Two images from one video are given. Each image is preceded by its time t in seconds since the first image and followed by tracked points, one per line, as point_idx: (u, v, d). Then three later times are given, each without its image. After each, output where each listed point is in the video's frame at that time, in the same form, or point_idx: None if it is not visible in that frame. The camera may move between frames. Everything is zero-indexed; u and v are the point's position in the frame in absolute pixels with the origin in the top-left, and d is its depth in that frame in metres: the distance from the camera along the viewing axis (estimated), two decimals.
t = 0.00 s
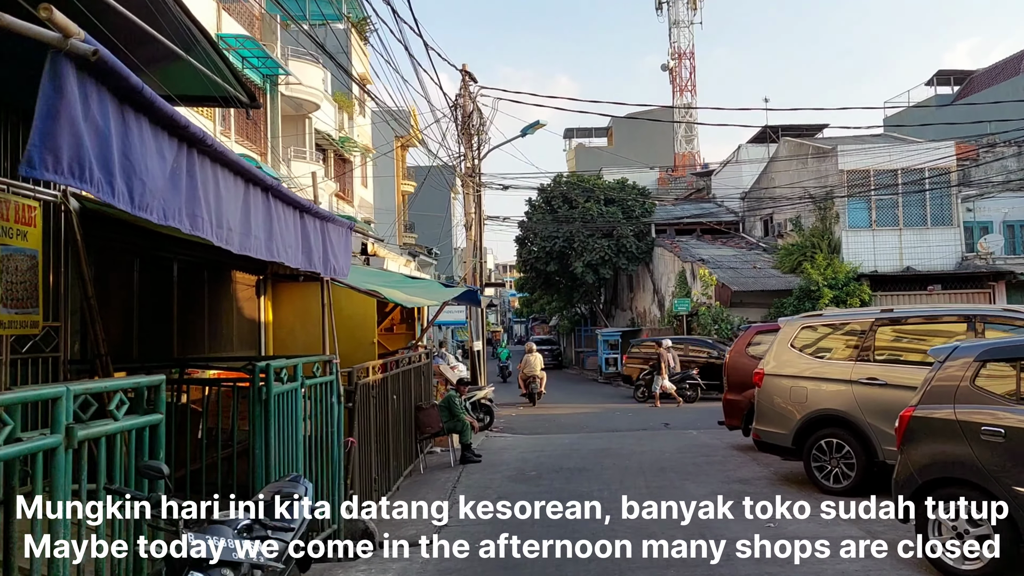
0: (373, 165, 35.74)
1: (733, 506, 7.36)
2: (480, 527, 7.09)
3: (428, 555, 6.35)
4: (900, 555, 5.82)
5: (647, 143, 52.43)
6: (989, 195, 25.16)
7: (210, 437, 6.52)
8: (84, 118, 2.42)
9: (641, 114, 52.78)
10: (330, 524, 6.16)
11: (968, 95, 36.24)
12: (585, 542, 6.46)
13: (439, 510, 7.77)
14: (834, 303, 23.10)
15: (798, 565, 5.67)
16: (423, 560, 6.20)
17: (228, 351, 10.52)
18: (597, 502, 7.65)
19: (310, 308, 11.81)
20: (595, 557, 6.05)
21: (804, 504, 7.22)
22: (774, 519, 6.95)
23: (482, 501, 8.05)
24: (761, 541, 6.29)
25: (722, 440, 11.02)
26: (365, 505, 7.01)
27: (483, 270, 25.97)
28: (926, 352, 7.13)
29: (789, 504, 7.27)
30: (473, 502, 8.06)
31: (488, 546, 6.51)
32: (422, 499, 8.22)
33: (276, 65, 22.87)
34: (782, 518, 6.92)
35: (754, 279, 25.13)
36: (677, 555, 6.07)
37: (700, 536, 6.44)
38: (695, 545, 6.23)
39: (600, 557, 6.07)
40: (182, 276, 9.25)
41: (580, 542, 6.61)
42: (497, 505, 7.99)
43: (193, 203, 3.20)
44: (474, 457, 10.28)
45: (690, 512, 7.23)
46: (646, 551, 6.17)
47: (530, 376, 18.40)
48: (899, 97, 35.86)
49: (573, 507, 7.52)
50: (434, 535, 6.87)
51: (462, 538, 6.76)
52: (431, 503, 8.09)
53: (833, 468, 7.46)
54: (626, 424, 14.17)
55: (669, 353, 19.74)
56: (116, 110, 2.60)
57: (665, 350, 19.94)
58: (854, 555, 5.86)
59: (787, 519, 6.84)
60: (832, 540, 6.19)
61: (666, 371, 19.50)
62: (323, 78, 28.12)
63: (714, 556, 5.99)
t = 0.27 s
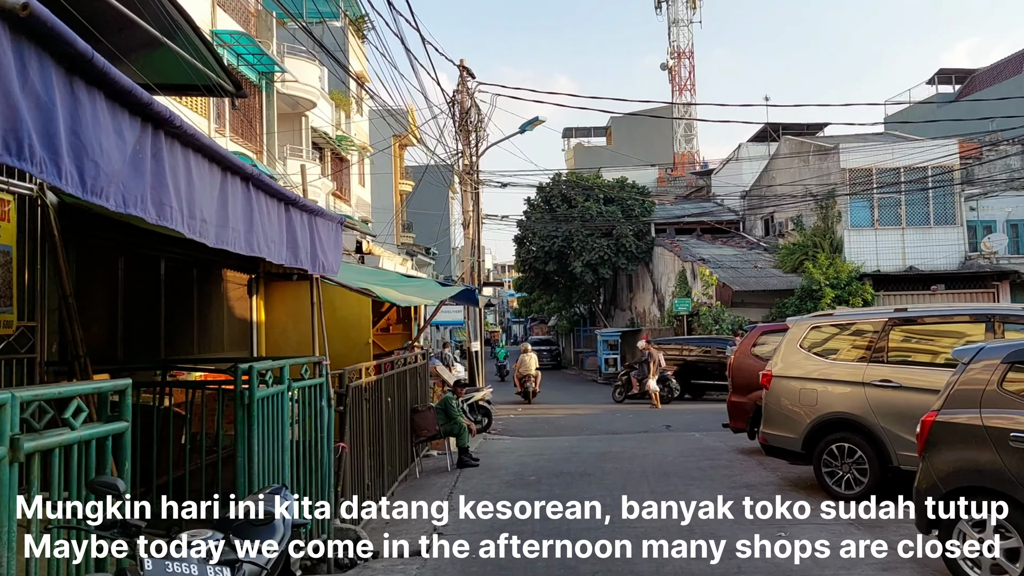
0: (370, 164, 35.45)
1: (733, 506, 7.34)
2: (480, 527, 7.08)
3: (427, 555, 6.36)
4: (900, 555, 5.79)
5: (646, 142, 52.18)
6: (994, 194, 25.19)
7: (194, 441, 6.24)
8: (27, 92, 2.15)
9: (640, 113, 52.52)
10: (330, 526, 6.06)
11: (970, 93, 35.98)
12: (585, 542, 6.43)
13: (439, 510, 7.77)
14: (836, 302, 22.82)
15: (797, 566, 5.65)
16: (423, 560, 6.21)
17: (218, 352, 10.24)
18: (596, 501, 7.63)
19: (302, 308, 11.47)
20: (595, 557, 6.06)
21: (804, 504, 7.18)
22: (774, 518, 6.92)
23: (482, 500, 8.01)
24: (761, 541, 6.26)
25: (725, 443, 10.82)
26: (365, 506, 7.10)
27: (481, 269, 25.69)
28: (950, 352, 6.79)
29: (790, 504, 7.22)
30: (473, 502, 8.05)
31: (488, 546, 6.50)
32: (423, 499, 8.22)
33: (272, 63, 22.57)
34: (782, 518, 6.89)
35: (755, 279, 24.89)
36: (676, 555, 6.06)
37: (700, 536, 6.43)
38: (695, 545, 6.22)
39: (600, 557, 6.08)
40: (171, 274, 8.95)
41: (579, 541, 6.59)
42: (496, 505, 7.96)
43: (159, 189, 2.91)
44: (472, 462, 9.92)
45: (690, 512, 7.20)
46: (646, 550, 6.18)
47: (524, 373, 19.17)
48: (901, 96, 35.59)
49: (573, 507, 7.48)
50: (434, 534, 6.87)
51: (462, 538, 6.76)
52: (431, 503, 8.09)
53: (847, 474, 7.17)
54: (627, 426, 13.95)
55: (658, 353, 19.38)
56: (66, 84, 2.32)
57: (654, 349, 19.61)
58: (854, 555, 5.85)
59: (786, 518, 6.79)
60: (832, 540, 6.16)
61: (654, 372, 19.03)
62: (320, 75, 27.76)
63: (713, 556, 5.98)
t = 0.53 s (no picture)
0: (368, 163, 35.14)
1: (733, 506, 7.31)
2: (479, 527, 7.05)
3: (427, 555, 6.35)
4: (900, 555, 5.75)
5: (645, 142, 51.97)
6: (998, 194, 25.01)
7: (178, 448, 5.98)
8: None
9: (639, 112, 52.31)
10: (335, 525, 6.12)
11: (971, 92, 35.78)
12: (585, 542, 6.39)
13: (439, 510, 7.73)
14: (839, 302, 22.57)
15: (798, 565, 5.60)
16: (421, 559, 6.21)
17: (209, 353, 9.97)
18: (597, 502, 7.60)
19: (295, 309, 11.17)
20: (595, 557, 6.00)
21: (804, 504, 7.16)
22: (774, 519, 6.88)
23: (483, 501, 7.98)
24: (762, 541, 6.21)
25: (728, 445, 10.64)
26: (366, 504, 7.20)
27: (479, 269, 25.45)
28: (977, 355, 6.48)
29: (790, 504, 7.20)
30: (473, 502, 8.02)
31: (488, 546, 6.48)
32: (423, 498, 8.21)
33: (269, 60, 22.24)
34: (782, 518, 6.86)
35: (756, 279, 24.69)
36: (677, 555, 6.02)
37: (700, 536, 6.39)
38: (695, 545, 6.17)
39: (600, 557, 6.01)
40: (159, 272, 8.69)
41: (578, 542, 6.54)
42: (496, 505, 7.95)
43: (119, 177, 2.65)
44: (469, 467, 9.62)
45: (690, 512, 7.18)
46: (646, 550, 6.13)
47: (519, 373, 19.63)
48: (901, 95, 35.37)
49: (573, 507, 7.48)
50: (434, 535, 6.86)
51: (462, 538, 6.75)
52: (432, 503, 8.10)
53: (860, 480, 6.90)
54: (628, 428, 13.75)
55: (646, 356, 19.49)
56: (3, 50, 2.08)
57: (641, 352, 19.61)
58: (855, 555, 5.80)
59: (787, 519, 6.73)
60: (832, 540, 6.11)
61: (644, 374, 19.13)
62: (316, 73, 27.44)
63: (714, 556, 5.94)
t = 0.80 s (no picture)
0: (365, 162, 34.82)
1: (733, 506, 7.22)
2: (479, 527, 6.96)
3: (426, 555, 6.27)
4: (901, 555, 5.62)
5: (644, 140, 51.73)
6: (1000, 192, 24.68)
7: (159, 452, 5.69)
8: None
9: (638, 111, 52.07)
10: (334, 528, 6.08)
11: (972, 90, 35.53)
12: (586, 542, 6.30)
13: (439, 510, 7.68)
14: (842, 302, 22.37)
15: (798, 565, 5.49)
16: (420, 559, 6.10)
17: (198, 353, 9.68)
18: (597, 502, 7.50)
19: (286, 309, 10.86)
20: (595, 557, 5.92)
21: (804, 504, 7.08)
22: (774, 519, 6.80)
23: (483, 500, 7.93)
24: (761, 541, 6.10)
25: (732, 447, 10.42)
26: (366, 504, 7.19)
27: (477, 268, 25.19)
28: (1004, 356, 6.11)
29: (790, 504, 7.12)
30: (473, 502, 7.94)
31: (488, 546, 6.40)
32: (423, 499, 8.15)
33: (263, 56, 21.91)
34: (782, 518, 6.79)
35: (757, 278, 24.46)
36: (676, 555, 5.92)
37: (700, 535, 6.28)
38: (694, 545, 6.07)
39: (600, 557, 5.94)
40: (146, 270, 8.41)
41: (578, 542, 6.45)
42: (496, 505, 7.87)
43: (70, 154, 2.36)
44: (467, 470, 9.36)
45: (690, 512, 7.07)
46: (646, 550, 6.03)
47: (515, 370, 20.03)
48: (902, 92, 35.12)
49: (573, 506, 7.41)
50: (434, 534, 6.77)
51: (463, 538, 6.65)
52: (432, 503, 8.04)
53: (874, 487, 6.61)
54: (629, 429, 13.53)
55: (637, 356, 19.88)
56: None
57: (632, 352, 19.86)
58: (855, 555, 5.67)
59: (788, 519, 6.65)
60: (833, 540, 5.99)
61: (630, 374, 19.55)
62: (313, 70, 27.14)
63: (713, 556, 5.84)
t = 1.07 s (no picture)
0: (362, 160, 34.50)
1: (734, 506, 7.03)
2: (478, 527, 6.73)
3: (424, 556, 6.04)
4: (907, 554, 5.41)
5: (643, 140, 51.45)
6: (1005, 190, 24.64)
7: (139, 457, 5.41)
8: None
9: (636, 110, 51.82)
10: (331, 527, 5.97)
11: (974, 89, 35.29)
12: (585, 542, 6.05)
13: (440, 510, 7.51)
14: (845, 302, 22.05)
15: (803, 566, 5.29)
16: (420, 560, 5.90)
17: (188, 353, 9.37)
18: (596, 502, 7.30)
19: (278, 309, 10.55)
20: (594, 557, 5.68)
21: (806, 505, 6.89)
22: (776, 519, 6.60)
23: (483, 500, 7.78)
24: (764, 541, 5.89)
25: (736, 450, 10.18)
26: (366, 505, 7.12)
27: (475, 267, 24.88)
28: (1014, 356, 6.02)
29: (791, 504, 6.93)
30: (474, 502, 7.80)
31: (487, 546, 6.13)
32: (423, 500, 8.02)
33: (258, 52, 21.56)
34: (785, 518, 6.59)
35: (758, 277, 24.19)
36: (676, 555, 5.70)
37: (700, 536, 6.07)
38: (695, 545, 5.87)
39: (600, 557, 5.70)
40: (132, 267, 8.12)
41: (579, 541, 6.21)
42: (493, 506, 7.64)
43: (10, 126, 2.08)
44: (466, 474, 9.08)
45: (690, 512, 6.88)
46: (646, 550, 5.81)
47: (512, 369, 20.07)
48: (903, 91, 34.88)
49: (573, 506, 7.19)
50: (434, 535, 6.54)
51: (463, 538, 6.42)
52: (432, 503, 7.94)
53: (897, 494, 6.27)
54: (630, 431, 13.25)
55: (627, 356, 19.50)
56: None
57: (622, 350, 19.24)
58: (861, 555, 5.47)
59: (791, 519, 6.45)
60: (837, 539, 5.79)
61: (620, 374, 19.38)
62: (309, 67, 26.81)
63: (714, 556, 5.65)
